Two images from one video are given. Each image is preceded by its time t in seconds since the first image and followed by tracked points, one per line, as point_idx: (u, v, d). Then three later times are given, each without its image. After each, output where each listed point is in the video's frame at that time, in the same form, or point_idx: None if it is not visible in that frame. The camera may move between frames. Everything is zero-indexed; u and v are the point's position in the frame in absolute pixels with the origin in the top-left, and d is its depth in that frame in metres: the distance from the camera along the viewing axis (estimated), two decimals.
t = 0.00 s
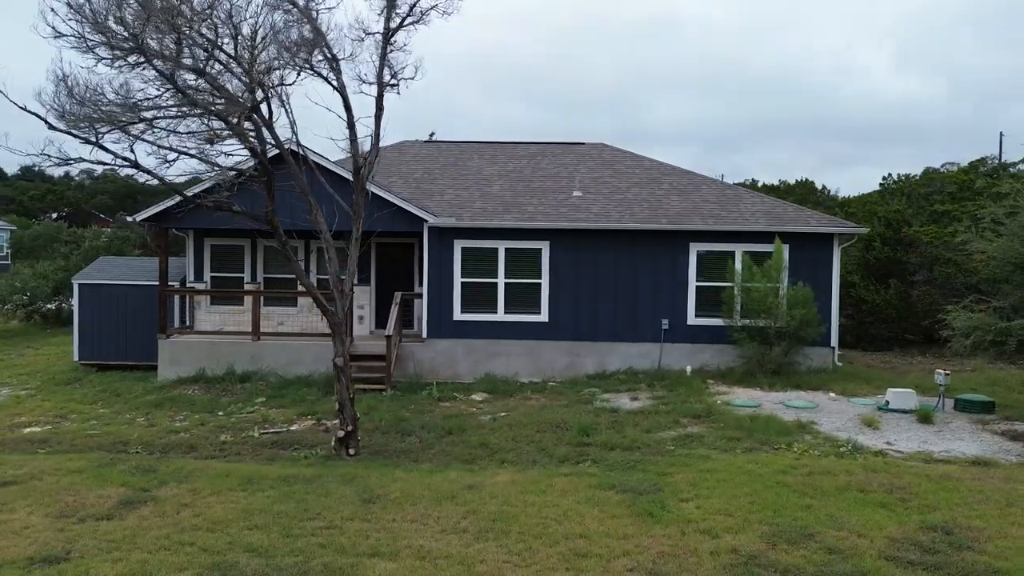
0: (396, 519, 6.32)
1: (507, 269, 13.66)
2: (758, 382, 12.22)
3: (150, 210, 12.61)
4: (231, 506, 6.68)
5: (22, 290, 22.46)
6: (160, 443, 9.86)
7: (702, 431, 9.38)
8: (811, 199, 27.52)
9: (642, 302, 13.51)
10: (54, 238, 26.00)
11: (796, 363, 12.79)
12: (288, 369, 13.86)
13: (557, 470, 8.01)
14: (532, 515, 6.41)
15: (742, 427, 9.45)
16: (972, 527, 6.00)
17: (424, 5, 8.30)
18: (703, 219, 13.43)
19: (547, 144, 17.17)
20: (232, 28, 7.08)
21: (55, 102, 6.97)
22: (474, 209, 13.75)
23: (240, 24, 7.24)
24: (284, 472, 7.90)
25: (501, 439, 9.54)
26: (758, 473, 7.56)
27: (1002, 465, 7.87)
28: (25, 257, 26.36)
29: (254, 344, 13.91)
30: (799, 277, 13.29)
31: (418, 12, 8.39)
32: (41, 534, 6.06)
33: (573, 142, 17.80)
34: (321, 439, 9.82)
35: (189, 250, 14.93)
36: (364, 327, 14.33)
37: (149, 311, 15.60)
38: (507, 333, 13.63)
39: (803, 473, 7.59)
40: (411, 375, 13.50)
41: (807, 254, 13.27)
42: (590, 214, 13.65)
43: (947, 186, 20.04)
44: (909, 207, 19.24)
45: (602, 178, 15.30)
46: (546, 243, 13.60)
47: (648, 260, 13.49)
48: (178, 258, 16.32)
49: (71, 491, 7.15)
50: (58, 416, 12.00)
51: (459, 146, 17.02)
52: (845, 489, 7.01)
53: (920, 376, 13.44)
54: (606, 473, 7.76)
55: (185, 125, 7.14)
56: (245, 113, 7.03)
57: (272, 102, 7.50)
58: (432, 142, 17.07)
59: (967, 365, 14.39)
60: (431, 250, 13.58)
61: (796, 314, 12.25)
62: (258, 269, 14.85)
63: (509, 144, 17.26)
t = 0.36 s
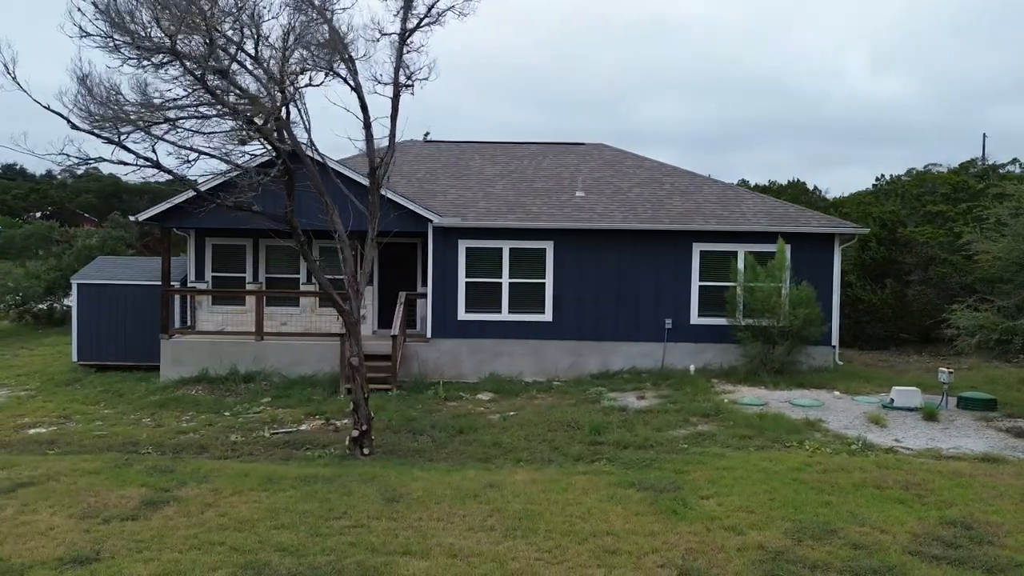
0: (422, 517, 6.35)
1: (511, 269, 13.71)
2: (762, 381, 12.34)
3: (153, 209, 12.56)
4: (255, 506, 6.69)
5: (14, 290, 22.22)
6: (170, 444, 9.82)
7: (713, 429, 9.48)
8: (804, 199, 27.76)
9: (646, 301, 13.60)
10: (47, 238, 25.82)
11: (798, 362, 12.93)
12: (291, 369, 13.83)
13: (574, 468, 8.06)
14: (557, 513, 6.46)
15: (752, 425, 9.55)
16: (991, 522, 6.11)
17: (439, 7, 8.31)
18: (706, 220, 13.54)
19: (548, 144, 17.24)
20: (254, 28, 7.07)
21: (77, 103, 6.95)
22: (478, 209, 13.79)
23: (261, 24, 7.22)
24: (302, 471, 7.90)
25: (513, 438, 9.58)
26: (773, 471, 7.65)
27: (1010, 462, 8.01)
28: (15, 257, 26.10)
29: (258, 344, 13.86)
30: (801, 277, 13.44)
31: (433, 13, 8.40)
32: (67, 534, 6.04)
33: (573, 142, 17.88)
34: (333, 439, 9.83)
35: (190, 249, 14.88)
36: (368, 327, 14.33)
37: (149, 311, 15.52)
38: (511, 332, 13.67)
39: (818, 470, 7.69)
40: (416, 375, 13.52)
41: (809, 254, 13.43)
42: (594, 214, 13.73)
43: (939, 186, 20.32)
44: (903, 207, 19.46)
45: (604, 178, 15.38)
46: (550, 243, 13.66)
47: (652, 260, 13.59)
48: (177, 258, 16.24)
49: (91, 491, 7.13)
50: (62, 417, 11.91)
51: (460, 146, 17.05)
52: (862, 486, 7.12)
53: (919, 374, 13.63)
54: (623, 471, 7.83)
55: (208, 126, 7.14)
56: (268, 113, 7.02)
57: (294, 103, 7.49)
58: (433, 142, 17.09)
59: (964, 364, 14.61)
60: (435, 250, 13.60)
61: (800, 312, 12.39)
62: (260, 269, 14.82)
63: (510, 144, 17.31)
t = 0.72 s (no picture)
0: (444, 517, 6.40)
1: (513, 268, 13.76)
2: (762, 380, 12.47)
3: (150, 210, 12.47)
4: (274, 507, 6.70)
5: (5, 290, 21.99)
6: (178, 445, 9.79)
7: (720, 428, 9.58)
8: (794, 199, 28.04)
9: (647, 301, 13.69)
10: (37, 238, 25.60)
11: (797, 361, 13.08)
12: (293, 370, 13.79)
13: (587, 467, 8.12)
14: (577, 511, 6.52)
15: (758, 423, 9.67)
16: (1003, 517, 6.24)
17: (452, 7, 8.33)
18: (706, 221, 13.65)
19: (546, 145, 17.31)
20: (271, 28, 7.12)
21: (96, 103, 7.01)
22: (480, 209, 13.83)
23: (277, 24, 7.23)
24: (316, 471, 7.91)
25: (522, 437, 9.63)
26: (785, 469, 7.75)
27: (1015, 458, 8.17)
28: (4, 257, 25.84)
29: (259, 345, 13.82)
30: (800, 277, 13.60)
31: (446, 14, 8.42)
32: (89, 535, 6.03)
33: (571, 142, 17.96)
34: (341, 439, 9.84)
35: (189, 249, 14.80)
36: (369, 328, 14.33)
37: (147, 311, 15.42)
38: (513, 332, 13.72)
39: (827, 468, 7.80)
40: (417, 375, 13.54)
41: (808, 254, 13.59)
42: (595, 214, 13.81)
43: (929, 187, 20.60)
44: (894, 208, 19.74)
45: (603, 179, 15.47)
46: (551, 243, 13.73)
47: (653, 260, 13.68)
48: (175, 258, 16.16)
49: (106, 493, 7.11)
50: (64, 418, 11.82)
51: (459, 146, 17.09)
52: (873, 483, 7.24)
53: (914, 373, 13.82)
54: (636, 469, 7.90)
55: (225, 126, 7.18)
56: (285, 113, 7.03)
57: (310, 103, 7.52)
58: (431, 142, 17.11)
59: (957, 363, 14.82)
60: (437, 250, 13.62)
61: (801, 313, 12.55)
62: (260, 268, 14.85)
63: (508, 144, 17.37)
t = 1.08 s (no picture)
0: (467, 515, 6.44)
1: (514, 268, 13.81)
2: (763, 380, 12.62)
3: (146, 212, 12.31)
4: (296, 507, 6.71)
5: None
6: (186, 446, 9.75)
7: (727, 426, 9.70)
8: (784, 200, 28.33)
9: (648, 301, 13.79)
10: (25, 237, 25.29)
11: (796, 361, 13.24)
12: (294, 370, 13.76)
13: (601, 465, 8.19)
14: (598, 509, 6.59)
15: (764, 422, 9.79)
16: (1016, 512, 6.38)
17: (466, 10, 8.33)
18: (707, 221, 13.78)
19: (544, 145, 17.38)
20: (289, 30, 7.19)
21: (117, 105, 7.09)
22: (482, 209, 13.87)
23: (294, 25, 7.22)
24: (331, 471, 7.92)
25: (532, 437, 9.68)
26: (797, 466, 7.86)
27: (1019, 455, 8.34)
28: None
29: (260, 345, 13.78)
30: (799, 277, 13.78)
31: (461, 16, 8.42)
32: (114, 536, 6.00)
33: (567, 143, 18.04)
34: (350, 439, 9.84)
35: (188, 249, 14.72)
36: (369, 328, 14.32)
37: (144, 311, 15.29)
38: (515, 332, 13.77)
39: (839, 465, 7.92)
40: (420, 375, 13.55)
41: (807, 255, 13.77)
42: (596, 215, 13.89)
43: (918, 189, 20.88)
44: (885, 208, 20.03)
45: (602, 179, 15.57)
46: (553, 243, 13.79)
47: (653, 260, 13.79)
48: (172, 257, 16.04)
49: (124, 494, 7.07)
50: (65, 420, 11.72)
51: (457, 146, 17.12)
52: (885, 480, 7.37)
53: (910, 372, 14.03)
54: (650, 467, 7.98)
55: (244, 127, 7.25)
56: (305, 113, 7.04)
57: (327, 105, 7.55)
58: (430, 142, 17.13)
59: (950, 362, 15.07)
60: (440, 250, 13.67)
61: (800, 311, 12.68)
62: (260, 268, 14.81)
63: (506, 144, 17.43)
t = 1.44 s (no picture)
0: (491, 513, 6.49)
1: (517, 268, 13.87)
2: (764, 378, 12.75)
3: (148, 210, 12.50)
4: (319, 507, 6.73)
5: None
6: (195, 446, 9.72)
7: (734, 424, 9.81)
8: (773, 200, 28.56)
9: (649, 301, 13.90)
10: (12, 237, 24.97)
11: (796, 359, 13.39)
12: (296, 370, 13.73)
13: (615, 463, 8.26)
14: (620, 506, 6.67)
15: (771, 420, 9.91)
16: None
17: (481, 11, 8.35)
18: (707, 221, 13.90)
19: (542, 145, 17.44)
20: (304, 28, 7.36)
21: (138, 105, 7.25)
22: (484, 209, 13.92)
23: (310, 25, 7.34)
24: (348, 471, 7.94)
25: (542, 435, 9.75)
26: (810, 463, 7.98)
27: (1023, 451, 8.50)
28: None
29: (262, 345, 13.74)
30: (798, 276, 13.94)
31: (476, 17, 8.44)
32: (140, 537, 6.00)
33: (565, 143, 18.11)
34: (361, 439, 9.86)
35: (188, 249, 14.65)
36: (371, 328, 14.33)
37: (142, 311, 15.19)
38: (517, 332, 13.82)
39: (849, 462, 8.05)
40: (422, 374, 13.57)
41: (805, 255, 13.94)
42: (598, 215, 13.97)
43: (909, 189, 21.10)
44: (876, 208, 20.27)
45: (602, 179, 15.66)
46: (555, 243, 13.86)
47: (654, 260, 13.91)
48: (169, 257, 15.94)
49: (144, 494, 7.06)
50: (68, 421, 11.63)
51: (455, 146, 17.13)
52: (897, 476, 7.51)
53: (906, 370, 14.24)
54: (664, 465, 8.07)
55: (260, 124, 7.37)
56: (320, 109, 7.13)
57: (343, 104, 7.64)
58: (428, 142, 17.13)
59: (944, 360, 15.31)
60: (443, 250, 13.71)
61: (801, 310, 12.82)
62: (260, 269, 14.77)
63: (504, 144, 17.47)
